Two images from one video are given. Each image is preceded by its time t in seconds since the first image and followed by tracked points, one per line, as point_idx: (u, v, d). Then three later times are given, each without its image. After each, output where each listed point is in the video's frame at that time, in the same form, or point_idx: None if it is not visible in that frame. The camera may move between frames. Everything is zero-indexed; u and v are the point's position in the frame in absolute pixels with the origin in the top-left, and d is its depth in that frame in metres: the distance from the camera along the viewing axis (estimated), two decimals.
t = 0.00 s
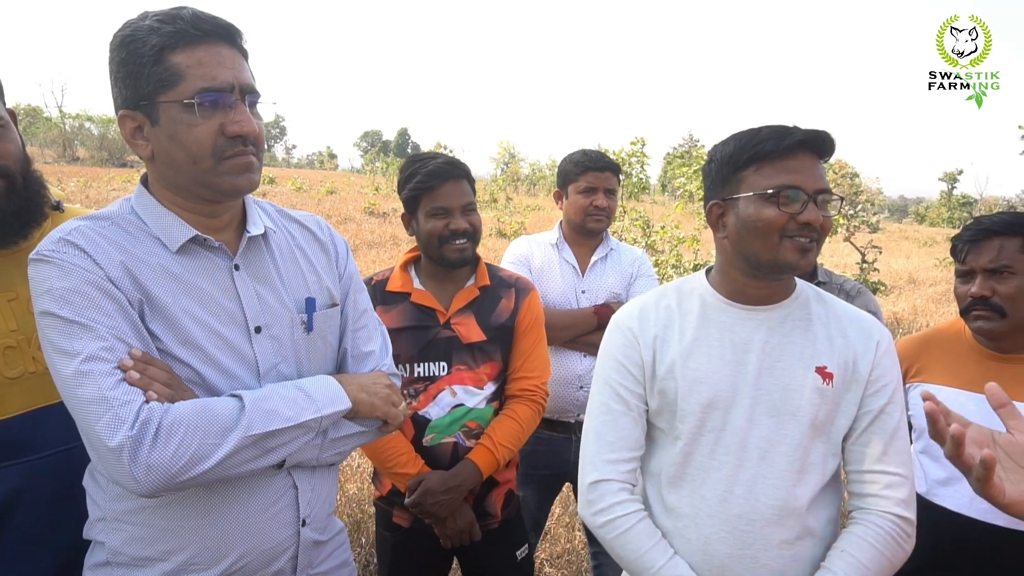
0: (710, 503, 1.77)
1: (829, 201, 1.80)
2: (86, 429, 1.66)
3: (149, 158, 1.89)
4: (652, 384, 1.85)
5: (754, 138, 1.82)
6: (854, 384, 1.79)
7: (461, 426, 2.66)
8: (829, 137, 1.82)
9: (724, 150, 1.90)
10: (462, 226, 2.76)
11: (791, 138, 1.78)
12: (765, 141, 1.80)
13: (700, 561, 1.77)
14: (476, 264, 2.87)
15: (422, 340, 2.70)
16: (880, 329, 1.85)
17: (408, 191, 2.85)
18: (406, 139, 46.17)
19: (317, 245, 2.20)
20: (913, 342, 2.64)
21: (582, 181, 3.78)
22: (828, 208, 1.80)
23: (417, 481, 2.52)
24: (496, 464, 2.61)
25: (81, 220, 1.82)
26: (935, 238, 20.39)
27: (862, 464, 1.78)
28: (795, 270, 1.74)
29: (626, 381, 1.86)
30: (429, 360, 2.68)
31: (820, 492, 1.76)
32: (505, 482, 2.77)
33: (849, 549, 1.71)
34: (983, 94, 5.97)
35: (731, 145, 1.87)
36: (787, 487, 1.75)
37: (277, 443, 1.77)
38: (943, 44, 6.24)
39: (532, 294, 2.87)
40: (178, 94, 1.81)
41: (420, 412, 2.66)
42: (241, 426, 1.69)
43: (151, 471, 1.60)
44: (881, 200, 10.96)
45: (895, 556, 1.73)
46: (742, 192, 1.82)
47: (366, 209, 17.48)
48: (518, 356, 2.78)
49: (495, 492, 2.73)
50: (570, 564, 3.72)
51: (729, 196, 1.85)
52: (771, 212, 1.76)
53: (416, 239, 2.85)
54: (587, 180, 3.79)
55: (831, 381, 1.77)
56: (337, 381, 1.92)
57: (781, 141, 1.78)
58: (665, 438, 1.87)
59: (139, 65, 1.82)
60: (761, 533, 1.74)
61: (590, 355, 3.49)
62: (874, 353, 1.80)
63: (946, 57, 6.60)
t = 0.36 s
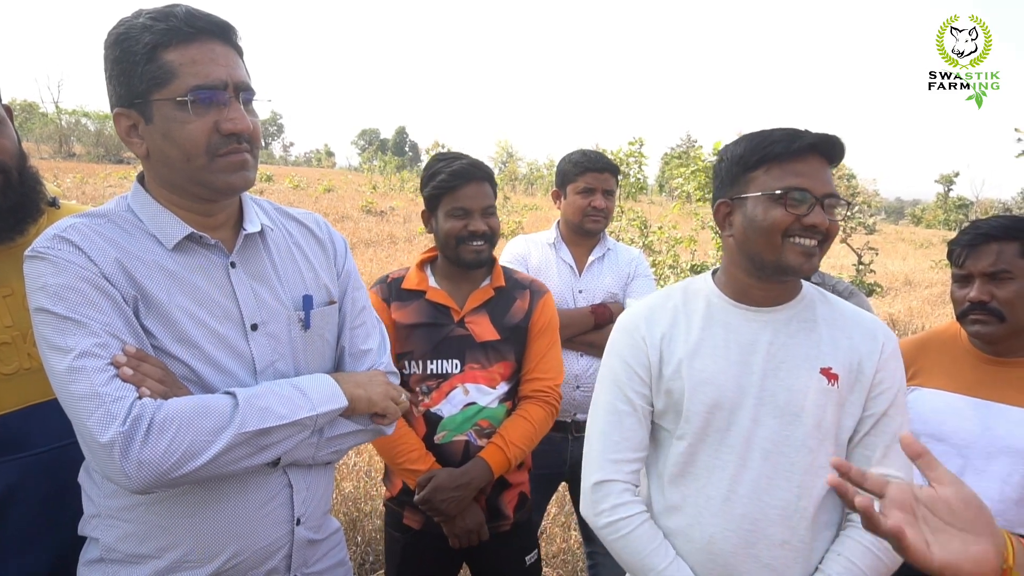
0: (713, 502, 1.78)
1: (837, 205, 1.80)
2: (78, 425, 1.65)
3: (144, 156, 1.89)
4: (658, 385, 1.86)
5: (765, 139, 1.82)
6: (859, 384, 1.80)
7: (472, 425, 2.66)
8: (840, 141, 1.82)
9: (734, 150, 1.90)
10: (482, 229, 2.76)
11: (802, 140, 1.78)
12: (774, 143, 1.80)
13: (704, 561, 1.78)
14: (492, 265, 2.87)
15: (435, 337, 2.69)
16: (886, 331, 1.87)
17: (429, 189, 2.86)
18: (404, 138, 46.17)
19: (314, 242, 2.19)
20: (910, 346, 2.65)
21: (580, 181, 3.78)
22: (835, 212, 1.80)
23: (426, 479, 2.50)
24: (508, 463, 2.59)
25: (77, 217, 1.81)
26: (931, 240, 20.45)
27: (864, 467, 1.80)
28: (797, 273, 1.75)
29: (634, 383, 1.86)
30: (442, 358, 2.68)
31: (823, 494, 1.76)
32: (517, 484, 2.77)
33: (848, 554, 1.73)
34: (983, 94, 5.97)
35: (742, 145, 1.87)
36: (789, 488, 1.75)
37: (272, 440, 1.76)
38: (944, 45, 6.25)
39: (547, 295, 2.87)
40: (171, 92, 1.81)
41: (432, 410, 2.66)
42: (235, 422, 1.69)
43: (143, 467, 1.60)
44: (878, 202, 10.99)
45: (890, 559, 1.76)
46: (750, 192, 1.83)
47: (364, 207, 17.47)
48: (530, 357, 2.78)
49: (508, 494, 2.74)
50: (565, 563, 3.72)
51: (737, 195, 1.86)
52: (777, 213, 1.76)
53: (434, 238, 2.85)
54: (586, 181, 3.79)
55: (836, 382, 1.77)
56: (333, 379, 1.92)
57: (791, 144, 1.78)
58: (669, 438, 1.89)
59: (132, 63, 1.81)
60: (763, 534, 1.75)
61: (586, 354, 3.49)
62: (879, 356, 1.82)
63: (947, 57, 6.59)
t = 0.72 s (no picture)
0: (733, 509, 1.77)
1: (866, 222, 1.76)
2: (81, 424, 1.65)
3: (149, 155, 1.89)
4: (676, 389, 1.86)
5: (799, 147, 1.78)
6: (886, 394, 1.77)
7: (502, 425, 2.67)
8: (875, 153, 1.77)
9: (767, 152, 1.85)
10: (509, 232, 2.78)
11: (837, 154, 1.74)
12: (808, 152, 1.76)
13: (725, 568, 1.77)
14: (519, 268, 2.88)
15: (464, 336, 2.69)
16: (914, 343, 1.83)
17: (460, 191, 2.88)
18: (408, 137, 46.21)
19: (319, 241, 2.19)
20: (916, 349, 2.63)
21: (589, 182, 3.77)
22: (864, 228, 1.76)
23: (463, 469, 2.53)
24: (541, 461, 2.60)
25: (82, 216, 1.81)
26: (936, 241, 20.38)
27: (889, 478, 1.78)
28: (818, 290, 1.73)
29: (650, 388, 1.88)
30: (471, 356, 2.68)
31: (842, 498, 1.75)
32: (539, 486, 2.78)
33: (874, 565, 1.73)
34: (982, 95, 6.05)
35: (776, 149, 1.82)
36: (806, 492, 1.74)
37: (273, 440, 1.76)
38: (944, 44, 6.24)
39: (571, 300, 2.89)
40: (175, 90, 1.80)
41: (461, 408, 2.67)
42: (236, 422, 1.68)
43: (144, 466, 1.59)
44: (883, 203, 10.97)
45: (910, 568, 1.77)
46: (779, 201, 1.79)
47: (368, 206, 17.49)
48: (558, 359, 2.79)
49: (531, 495, 2.74)
50: (569, 563, 3.71)
51: (766, 201, 1.82)
52: (804, 227, 1.73)
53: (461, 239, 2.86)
54: (594, 181, 3.78)
55: (860, 391, 1.76)
56: (336, 380, 1.91)
57: (825, 156, 1.74)
58: (689, 443, 1.87)
59: (136, 62, 1.81)
60: (781, 538, 1.74)
61: (592, 355, 3.48)
62: (908, 366, 1.79)
63: (948, 57, 6.63)
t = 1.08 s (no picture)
0: (780, 518, 1.77)
1: (923, 250, 1.66)
2: (98, 421, 1.67)
3: (167, 154, 1.90)
4: (727, 396, 1.85)
5: (852, 172, 1.68)
6: (945, 410, 1.73)
7: (524, 430, 2.67)
8: (938, 181, 1.65)
9: (823, 169, 1.76)
10: (538, 238, 2.78)
11: (892, 184, 1.63)
12: (860, 179, 1.66)
13: None
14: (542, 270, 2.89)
15: (489, 339, 2.69)
16: (980, 358, 1.77)
17: (491, 191, 2.87)
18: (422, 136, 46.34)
19: (335, 240, 2.19)
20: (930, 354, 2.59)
21: (608, 183, 3.75)
22: (919, 257, 1.66)
23: (486, 478, 2.53)
24: (561, 467, 2.64)
25: (101, 215, 1.83)
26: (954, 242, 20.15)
27: (946, 496, 1.74)
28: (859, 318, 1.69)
29: (699, 393, 1.88)
30: (495, 360, 2.68)
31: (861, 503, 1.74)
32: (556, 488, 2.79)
33: None
34: (984, 94, 6.00)
35: (831, 168, 1.73)
36: (856, 506, 1.72)
37: (286, 439, 1.76)
38: (945, 44, 6.23)
39: (593, 302, 2.89)
40: (193, 90, 1.81)
41: (485, 412, 2.66)
42: (249, 421, 1.69)
43: (159, 464, 1.60)
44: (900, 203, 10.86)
45: None
46: (828, 225, 1.71)
47: (382, 205, 17.56)
48: (579, 363, 2.79)
49: (547, 497, 2.74)
50: (581, 563, 3.71)
51: (815, 221, 1.75)
52: (848, 258, 1.66)
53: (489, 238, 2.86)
54: (614, 182, 3.76)
55: (917, 407, 1.72)
56: (350, 380, 1.91)
57: (878, 186, 1.64)
58: (739, 450, 1.87)
59: (155, 62, 1.82)
60: (829, 551, 1.73)
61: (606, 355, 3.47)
62: (971, 382, 1.73)
63: (950, 57, 6.61)
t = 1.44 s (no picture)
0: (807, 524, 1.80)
1: (971, 273, 1.58)
2: (101, 417, 1.66)
3: (174, 152, 1.90)
4: (758, 397, 1.85)
5: (887, 192, 1.61)
6: (985, 431, 1.71)
7: (528, 429, 2.67)
8: (980, 206, 1.56)
9: (860, 183, 1.70)
10: (542, 238, 2.77)
11: (928, 210, 1.55)
12: (894, 204, 1.59)
13: None
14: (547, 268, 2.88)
15: (492, 339, 2.69)
16: None
17: (492, 192, 2.86)
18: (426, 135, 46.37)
19: (341, 240, 2.18)
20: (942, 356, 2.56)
21: (610, 181, 3.74)
22: (964, 279, 1.59)
23: (487, 480, 2.54)
24: (566, 467, 2.63)
25: (108, 213, 1.83)
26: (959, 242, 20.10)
27: (977, 513, 1.74)
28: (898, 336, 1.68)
29: (730, 391, 1.87)
30: (499, 359, 2.68)
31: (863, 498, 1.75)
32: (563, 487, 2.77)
33: None
34: (983, 95, 5.96)
35: (867, 184, 1.67)
36: (880, 516, 1.75)
37: (290, 438, 1.75)
38: (943, 47, 6.25)
39: (599, 299, 2.87)
40: (199, 89, 1.81)
41: (489, 412, 2.67)
42: (252, 420, 1.68)
43: (160, 461, 1.60)
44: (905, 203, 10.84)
45: None
46: (864, 244, 1.67)
47: (386, 204, 17.56)
48: (584, 361, 2.78)
49: (554, 496, 2.74)
50: (585, 562, 3.71)
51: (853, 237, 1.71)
52: (882, 282, 1.63)
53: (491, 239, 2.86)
54: (615, 180, 3.75)
55: (955, 426, 1.71)
56: (354, 379, 1.90)
57: (913, 211, 1.56)
58: (768, 451, 1.89)
59: (163, 60, 1.82)
60: (849, 559, 1.76)
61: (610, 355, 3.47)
62: (1015, 405, 1.69)
63: (951, 56, 6.57)
